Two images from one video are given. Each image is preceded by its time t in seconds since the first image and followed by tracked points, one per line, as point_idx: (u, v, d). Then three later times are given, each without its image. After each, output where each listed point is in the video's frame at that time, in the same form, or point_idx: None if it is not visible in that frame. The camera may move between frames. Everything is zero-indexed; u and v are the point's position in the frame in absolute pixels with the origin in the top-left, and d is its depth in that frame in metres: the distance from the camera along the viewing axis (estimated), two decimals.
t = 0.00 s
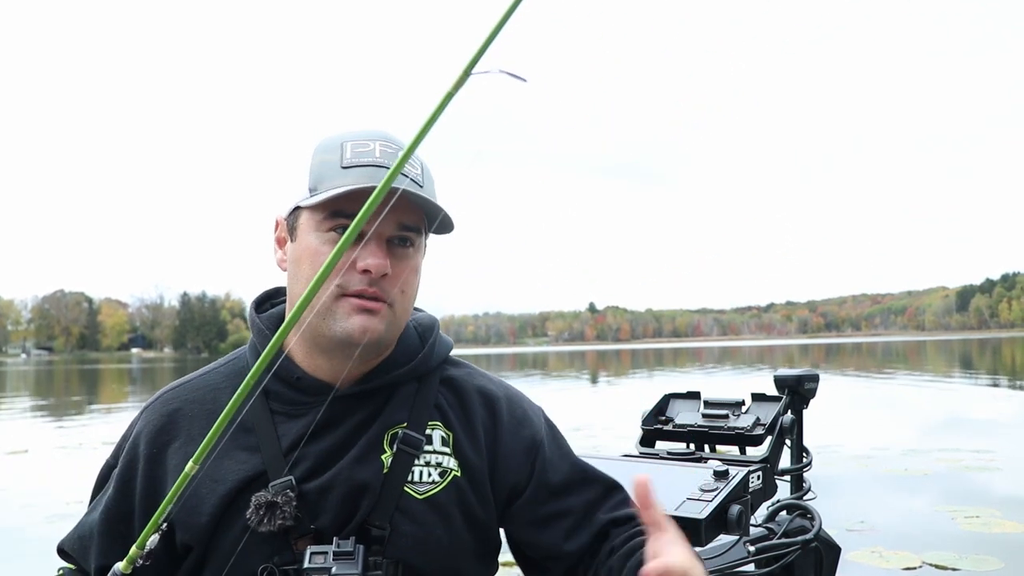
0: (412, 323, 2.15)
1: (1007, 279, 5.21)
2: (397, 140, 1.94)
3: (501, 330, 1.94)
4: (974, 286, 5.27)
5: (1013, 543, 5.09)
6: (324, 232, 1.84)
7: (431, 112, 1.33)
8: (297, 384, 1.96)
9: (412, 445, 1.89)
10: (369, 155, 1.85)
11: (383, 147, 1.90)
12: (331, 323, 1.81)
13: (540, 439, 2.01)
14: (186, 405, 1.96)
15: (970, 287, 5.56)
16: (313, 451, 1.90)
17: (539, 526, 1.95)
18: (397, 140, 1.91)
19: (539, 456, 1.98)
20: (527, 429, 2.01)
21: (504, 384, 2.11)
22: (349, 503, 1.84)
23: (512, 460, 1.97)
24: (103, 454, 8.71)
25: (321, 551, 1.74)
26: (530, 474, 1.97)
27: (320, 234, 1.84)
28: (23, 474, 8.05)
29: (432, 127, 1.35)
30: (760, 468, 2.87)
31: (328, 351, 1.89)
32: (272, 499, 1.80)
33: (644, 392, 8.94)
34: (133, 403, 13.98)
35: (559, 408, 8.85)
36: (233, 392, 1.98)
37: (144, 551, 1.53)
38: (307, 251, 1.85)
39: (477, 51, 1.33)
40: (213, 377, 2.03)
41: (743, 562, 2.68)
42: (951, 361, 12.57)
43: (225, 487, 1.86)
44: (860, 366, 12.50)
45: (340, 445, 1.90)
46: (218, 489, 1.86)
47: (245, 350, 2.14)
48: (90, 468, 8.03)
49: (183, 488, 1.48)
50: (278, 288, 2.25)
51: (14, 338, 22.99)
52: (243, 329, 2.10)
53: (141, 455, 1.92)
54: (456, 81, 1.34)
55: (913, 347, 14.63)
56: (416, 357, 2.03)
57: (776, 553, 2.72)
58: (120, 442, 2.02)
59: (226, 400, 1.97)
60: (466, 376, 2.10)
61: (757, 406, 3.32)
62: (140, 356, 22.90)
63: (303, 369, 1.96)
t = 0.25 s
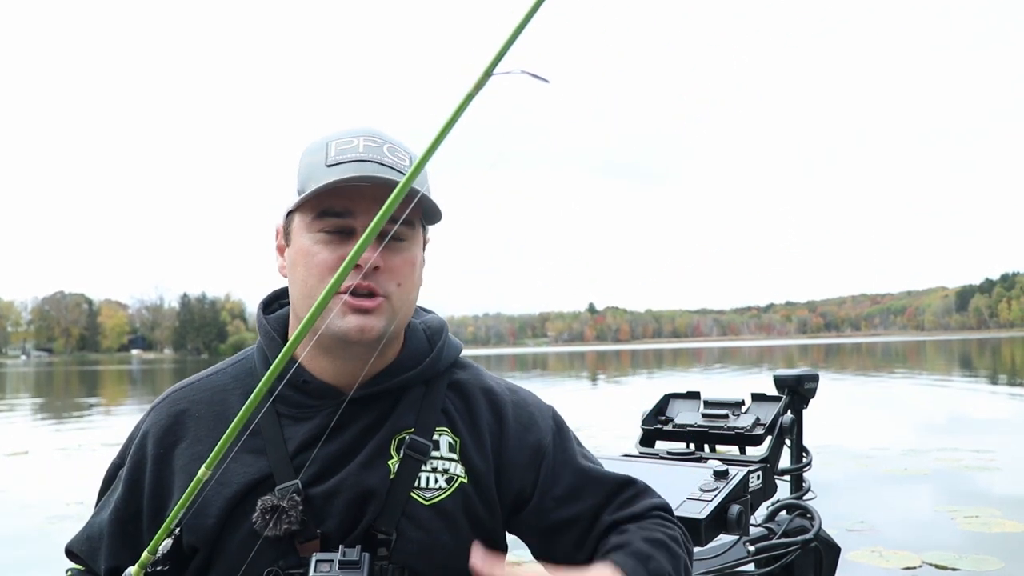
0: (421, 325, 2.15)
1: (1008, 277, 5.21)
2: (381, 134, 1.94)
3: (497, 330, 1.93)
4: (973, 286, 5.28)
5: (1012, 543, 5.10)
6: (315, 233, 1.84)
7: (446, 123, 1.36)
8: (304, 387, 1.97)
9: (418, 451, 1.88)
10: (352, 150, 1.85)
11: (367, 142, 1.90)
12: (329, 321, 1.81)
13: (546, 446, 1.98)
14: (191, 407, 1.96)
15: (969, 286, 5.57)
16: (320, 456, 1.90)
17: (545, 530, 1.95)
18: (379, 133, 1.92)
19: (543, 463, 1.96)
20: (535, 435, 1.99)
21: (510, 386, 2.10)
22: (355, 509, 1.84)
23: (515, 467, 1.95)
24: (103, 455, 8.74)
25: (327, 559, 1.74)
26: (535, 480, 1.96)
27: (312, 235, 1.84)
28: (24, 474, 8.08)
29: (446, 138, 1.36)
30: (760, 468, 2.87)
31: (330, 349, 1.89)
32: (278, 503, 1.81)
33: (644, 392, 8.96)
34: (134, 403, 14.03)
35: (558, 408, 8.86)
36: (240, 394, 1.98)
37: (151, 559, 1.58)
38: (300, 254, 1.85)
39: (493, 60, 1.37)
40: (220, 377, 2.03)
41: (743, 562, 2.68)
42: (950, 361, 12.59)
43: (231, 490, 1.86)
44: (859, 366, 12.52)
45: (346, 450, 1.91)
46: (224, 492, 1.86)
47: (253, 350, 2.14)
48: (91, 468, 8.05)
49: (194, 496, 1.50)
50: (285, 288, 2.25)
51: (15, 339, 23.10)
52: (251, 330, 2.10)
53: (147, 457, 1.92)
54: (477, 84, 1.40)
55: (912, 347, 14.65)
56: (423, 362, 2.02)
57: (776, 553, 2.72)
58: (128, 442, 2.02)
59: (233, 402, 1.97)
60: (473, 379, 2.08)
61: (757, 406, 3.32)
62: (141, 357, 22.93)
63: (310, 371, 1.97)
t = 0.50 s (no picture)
0: (421, 326, 2.19)
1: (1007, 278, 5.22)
2: (404, 143, 1.93)
3: (498, 330, 1.94)
4: (974, 286, 5.29)
5: (1012, 542, 5.11)
6: (316, 232, 1.87)
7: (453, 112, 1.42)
8: (303, 387, 1.98)
9: (417, 449, 1.91)
10: (363, 158, 1.86)
11: (384, 150, 1.90)
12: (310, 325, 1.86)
13: (552, 441, 2.06)
14: (192, 406, 1.97)
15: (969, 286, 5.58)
16: (318, 455, 1.92)
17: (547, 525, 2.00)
18: (401, 143, 1.91)
19: (551, 459, 2.03)
20: (539, 430, 2.05)
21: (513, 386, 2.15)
22: (353, 508, 1.85)
23: (523, 463, 2.01)
24: (104, 455, 8.75)
25: (324, 558, 1.76)
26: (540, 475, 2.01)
27: (312, 235, 1.87)
28: (25, 475, 8.09)
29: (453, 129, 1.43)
30: (760, 468, 2.88)
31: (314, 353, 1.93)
32: (276, 502, 1.82)
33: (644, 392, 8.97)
34: (135, 404, 14.04)
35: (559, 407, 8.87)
36: (240, 392, 2.00)
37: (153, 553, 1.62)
38: (300, 252, 1.89)
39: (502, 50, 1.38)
40: (219, 375, 2.04)
41: (743, 562, 2.69)
42: (951, 361, 12.59)
43: (229, 489, 1.87)
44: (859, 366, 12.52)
45: (345, 449, 1.92)
46: (223, 490, 1.87)
47: (253, 348, 2.15)
48: (92, 468, 8.07)
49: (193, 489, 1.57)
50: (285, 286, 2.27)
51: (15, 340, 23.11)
52: (251, 327, 2.11)
53: (147, 456, 1.92)
54: (481, 80, 1.41)
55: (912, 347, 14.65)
56: (423, 362, 2.07)
57: (775, 553, 2.73)
58: (126, 439, 2.03)
59: (233, 401, 1.98)
60: (474, 379, 2.13)
61: (757, 406, 3.33)
62: (141, 357, 22.93)
63: (308, 370, 1.98)
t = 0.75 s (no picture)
0: (428, 330, 2.15)
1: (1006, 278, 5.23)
2: (400, 143, 1.94)
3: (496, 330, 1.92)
4: (973, 286, 5.29)
5: (1011, 542, 5.11)
6: (318, 237, 1.86)
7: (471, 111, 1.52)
8: (309, 390, 1.96)
9: (423, 457, 1.91)
10: (362, 158, 1.86)
11: (382, 150, 1.90)
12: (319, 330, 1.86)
13: (557, 458, 2.03)
14: (195, 407, 1.97)
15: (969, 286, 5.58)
16: (324, 460, 1.91)
17: (551, 540, 2.01)
18: (397, 143, 1.92)
19: (556, 473, 2.01)
20: (545, 447, 2.03)
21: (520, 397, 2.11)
22: (358, 514, 1.86)
23: (527, 476, 1.99)
24: (103, 455, 8.75)
25: (330, 566, 1.75)
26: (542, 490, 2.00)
27: (315, 239, 1.86)
28: (25, 474, 8.10)
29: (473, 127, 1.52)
30: (760, 468, 2.88)
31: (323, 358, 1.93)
32: (281, 507, 1.81)
33: (643, 392, 8.97)
34: (134, 403, 14.05)
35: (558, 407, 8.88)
36: (244, 395, 2.00)
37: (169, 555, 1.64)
38: (303, 256, 1.88)
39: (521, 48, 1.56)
40: (224, 377, 2.04)
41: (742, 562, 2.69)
42: (950, 360, 12.60)
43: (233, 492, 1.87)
44: (858, 366, 12.53)
45: (353, 454, 1.91)
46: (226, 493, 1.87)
47: (257, 349, 2.15)
48: (92, 468, 8.08)
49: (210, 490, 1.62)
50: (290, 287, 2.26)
51: (15, 339, 23.14)
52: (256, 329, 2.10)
53: (150, 458, 1.92)
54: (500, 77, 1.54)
55: (911, 347, 14.67)
56: (431, 369, 2.04)
57: (775, 553, 2.73)
58: (126, 440, 2.01)
59: (237, 404, 1.98)
60: (482, 388, 2.10)
61: (757, 406, 3.33)
62: (141, 357, 22.94)
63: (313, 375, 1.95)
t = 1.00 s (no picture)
0: (436, 333, 2.16)
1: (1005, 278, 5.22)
2: (402, 137, 1.94)
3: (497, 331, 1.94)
4: (973, 286, 5.28)
5: (1011, 542, 5.11)
6: (325, 234, 1.86)
7: (513, 113, 1.55)
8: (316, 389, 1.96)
9: (430, 462, 1.90)
10: (367, 152, 1.86)
11: (384, 144, 1.91)
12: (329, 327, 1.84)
13: (553, 473, 2.01)
14: (200, 406, 1.97)
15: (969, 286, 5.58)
16: (331, 462, 1.89)
17: (536, 558, 1.97)
18: (399, 136, 1.92)
19: (549, 488, 1.99)
20: (546, 458, 2.02)
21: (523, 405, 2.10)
22: (363, 518, 1.85)
23: (524, 486, 1.98)
24: (103, 454, 8.74)
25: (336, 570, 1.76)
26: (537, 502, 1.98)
27: (322, 236, 1.86)
28: (25, 474, 8.09)
29: (514, 129, 1.56)
30: (760, 468, 2.88)
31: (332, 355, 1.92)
32: (287, 509, 1.82)
33: (643, 392, 8.96)
34: (134, 403, 14.04)
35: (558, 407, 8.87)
36: (251, 395, 2.00)
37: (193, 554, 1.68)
38: (309, 253, 1.87)
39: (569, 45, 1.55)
40: (230, 376, 2.04)
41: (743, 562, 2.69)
42: (949, 361, 12.60)
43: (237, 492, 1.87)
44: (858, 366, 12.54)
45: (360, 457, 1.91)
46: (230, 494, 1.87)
47: (265, 347, 2.15)
48: (91, 468, 8.07)
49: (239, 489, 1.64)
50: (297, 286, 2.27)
51: (15, 338, 23.14)
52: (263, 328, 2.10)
53: (154, 456, 1.92)
54: (546, 75, 1.55)
55: (910, 347, 14.68)
56: (439, 374, 2.05)
57: (775, 553, 2.73)
58: (130, 439, 2.01)
59: (242, 404, 1.98)
60: (489, 395, 2.09)
61: (757, 406, 3.33)
62: (141, 356, 22.92)
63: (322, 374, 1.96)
